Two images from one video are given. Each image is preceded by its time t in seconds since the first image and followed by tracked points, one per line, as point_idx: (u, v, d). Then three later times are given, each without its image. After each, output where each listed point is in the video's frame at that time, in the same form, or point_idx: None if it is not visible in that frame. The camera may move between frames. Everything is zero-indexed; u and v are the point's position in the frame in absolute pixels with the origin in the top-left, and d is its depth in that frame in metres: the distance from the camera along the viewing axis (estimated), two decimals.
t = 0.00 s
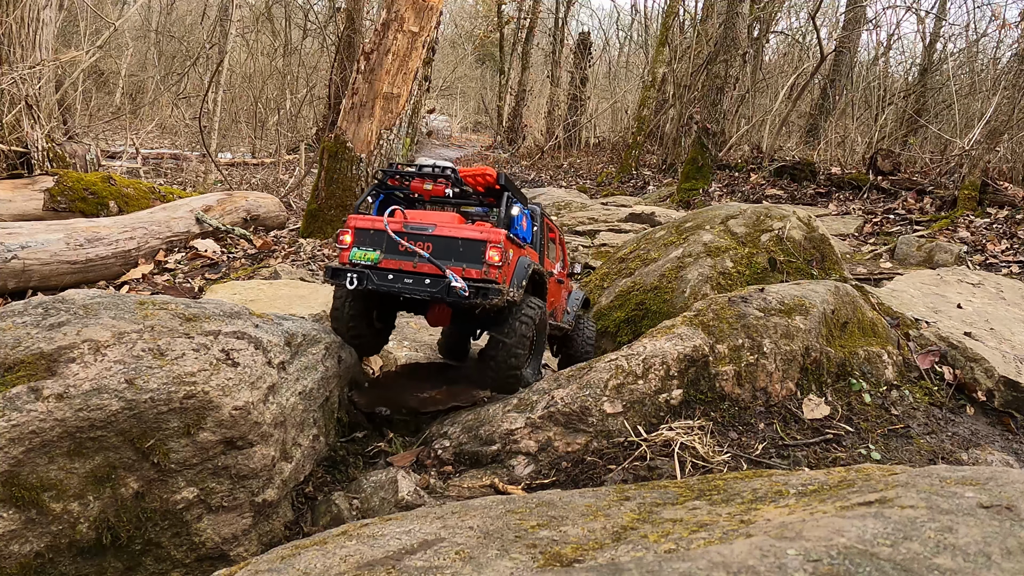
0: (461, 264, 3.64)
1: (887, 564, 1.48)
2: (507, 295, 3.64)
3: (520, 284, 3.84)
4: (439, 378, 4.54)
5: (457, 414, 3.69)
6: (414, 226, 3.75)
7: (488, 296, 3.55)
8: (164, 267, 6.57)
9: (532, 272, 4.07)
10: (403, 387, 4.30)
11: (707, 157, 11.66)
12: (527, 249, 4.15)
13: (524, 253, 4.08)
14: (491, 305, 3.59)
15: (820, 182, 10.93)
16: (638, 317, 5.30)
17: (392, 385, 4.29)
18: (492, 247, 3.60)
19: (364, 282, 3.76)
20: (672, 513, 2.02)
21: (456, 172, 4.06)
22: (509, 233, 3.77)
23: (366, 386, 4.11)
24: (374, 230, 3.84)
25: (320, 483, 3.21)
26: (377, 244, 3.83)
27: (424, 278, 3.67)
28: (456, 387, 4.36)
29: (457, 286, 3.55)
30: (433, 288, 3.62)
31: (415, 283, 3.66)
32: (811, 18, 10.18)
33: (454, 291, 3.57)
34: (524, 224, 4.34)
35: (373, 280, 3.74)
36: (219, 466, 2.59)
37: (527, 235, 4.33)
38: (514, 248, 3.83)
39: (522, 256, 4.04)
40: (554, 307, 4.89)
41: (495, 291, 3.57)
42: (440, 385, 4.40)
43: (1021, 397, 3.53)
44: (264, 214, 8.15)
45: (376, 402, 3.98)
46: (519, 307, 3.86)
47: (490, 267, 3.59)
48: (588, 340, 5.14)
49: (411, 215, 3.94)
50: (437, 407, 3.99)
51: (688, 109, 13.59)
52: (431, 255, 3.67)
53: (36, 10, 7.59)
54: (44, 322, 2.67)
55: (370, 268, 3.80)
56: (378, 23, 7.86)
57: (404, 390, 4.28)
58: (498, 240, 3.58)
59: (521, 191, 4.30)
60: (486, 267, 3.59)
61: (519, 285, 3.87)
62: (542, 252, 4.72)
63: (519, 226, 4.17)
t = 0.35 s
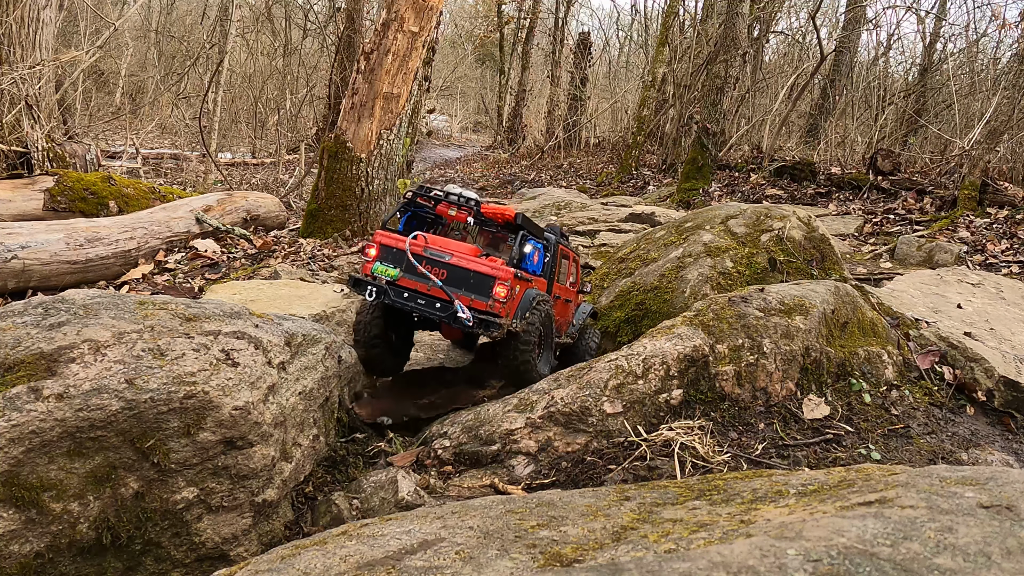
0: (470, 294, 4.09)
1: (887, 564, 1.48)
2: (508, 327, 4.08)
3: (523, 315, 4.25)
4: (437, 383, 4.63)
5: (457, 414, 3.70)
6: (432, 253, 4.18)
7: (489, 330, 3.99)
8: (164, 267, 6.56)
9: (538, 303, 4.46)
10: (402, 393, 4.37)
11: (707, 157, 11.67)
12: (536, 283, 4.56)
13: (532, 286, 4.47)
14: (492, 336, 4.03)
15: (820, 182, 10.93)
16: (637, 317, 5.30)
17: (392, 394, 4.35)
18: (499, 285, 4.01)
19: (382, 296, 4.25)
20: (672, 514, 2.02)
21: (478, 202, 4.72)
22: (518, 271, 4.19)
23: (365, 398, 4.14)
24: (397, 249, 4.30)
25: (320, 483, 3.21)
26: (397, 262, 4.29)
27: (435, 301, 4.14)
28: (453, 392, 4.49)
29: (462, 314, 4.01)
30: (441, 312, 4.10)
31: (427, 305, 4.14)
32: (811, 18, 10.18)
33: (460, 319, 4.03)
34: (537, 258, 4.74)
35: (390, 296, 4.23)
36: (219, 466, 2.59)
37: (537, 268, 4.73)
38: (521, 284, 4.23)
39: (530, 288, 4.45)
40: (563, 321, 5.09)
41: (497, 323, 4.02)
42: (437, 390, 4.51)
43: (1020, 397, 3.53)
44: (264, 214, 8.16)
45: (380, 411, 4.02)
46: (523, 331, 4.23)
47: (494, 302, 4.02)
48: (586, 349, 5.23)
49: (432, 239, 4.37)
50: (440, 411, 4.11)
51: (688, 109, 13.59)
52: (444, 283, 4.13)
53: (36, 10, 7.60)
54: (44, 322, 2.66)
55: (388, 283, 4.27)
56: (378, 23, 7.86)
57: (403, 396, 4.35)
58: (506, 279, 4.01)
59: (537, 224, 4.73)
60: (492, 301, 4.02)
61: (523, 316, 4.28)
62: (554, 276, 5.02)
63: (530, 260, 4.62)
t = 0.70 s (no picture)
0: (468, 312, 4.40)
1: (887, 564, 1.48)
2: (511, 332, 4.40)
3: (521, 316, 4.55)
4: (435, 387, 4.63)
5: (457, 414, 3.71)
6: (426, 284, 4.48)
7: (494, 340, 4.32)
8: (164, 267, 6.56)
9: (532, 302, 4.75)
10: (400, 400, 4.33)
11: (707, 158, 11.73)
12: (524, 283, 4.86)
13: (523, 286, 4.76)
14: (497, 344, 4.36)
15: (820, 182, 10.93)
16: (637, 317, 5.30)
17: (392, 399, 4.33)
18: (492, 298, 4.31)
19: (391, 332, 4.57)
20: (672, 513, 2.02)
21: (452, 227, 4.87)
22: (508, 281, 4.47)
23: (364, 407, 4.06)
24: (392, 288, 4.60)
25: (320, 482, 3.20)
26: (395, 299, 4.59)
27: (440, 326, 4.46)
28: (451, 395, 4.48)
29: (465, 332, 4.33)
30: (449, 334, 4.42)
31: (433, 332, 4.45)
32: (811, 18, 10.18)
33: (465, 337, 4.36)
34: (518, 261, 5.07)
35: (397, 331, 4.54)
36: (219, 466, 2.59)
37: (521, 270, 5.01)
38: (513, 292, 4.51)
39: (522, 288, 4.73)
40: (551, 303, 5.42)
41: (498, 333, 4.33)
42: (434, 394, 4.49)
43: (1021, 397, 3.53)
44: (264, 214, 8.17)
45: (382, 418, 3.97)
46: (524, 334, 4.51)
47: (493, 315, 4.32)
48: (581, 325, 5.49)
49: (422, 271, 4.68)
50: (440, 413, 4.09)
51: (688, 109, 13.60)
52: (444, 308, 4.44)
53: (36, 10, 7.60)
54: (44, 322, 2.66)
55: (393, 320, 4.59)
56: (378, 23, 7.86)
57: (401, 403, 4.31)
58: (497, 292, 4.29)
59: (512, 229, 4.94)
60: (489, 315, 4.32)
61: (520, 317, 4.56)
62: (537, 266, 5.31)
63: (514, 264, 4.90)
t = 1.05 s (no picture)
0: (503, 312, 4.48)
1: (887, 565, 1.48)
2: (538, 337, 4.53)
3: (546, 323, 4.71)
4: (434, 385, 4.61)
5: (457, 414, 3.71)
6: (466, 281, 4.52)
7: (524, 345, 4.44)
8: (164, 267, 6.56)
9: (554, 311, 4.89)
10: (401, 397, 4.26)
11: (707, 158, 11.74)
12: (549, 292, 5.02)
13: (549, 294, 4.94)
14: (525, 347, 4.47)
15: (820, 182, 10.93)
16: (637, 317, 5.29)
17: (390, 397, 4.26)
18: (528, 303, 4.43)
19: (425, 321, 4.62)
20: (672, 513, 2.02)
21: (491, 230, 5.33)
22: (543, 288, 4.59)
23: (366, 406, 3.98)
24: (432, 279, 4.61)
25: (320, 483, 3.19)
26: (433, 290, 4.61)
27: (473, 323, 4.53)
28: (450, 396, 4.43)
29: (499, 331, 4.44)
30: (480, 332, 4.51)
31: (466, 327, 4.52)
32: (811, 18, 10.18)
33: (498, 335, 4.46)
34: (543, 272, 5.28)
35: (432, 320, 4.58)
36: (219, 466, 2.58)
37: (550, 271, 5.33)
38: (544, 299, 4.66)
39: (547, 297, 4.87)
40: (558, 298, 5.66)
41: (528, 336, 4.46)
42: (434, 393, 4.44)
43: (1021, 397, 3.53)
44: (264, 214, 8.18)
45: (382, 418, 3.90)
46: (547, 337, 4.66)
47: (526, 318, 4.43)
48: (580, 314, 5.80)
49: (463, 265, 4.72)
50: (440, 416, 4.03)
51: (688, 109, 13.61)
52: (480, 307, 4.50)
53: (36, 10, 7.60)
54: (44, 322, 2.66)
55: (428, 309, 4.62)
56: (378, 23, 7.86)
57: (402, 401, 4.25)
58: (535, 298, 4.41)
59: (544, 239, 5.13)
60: (523, 318, 4.43)
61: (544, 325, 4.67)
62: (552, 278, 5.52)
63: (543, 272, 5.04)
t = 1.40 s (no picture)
0: (540, 332, 4.84)
1: (887, 564, 1.48)
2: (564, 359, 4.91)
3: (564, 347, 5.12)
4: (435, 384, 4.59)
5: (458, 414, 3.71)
6: (511, 298, 4.86)
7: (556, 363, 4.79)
8: (164, 267, 6.56)
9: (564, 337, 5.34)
10: (402, 394, 4.27)
11: (707, 158, 11.74)
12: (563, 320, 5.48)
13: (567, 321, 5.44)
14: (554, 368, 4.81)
15: (820, 182, 10.94)
16: (638, 317, 5.28)
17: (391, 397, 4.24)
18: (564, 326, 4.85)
19: (468, 332, 4.84)
20: (672, 513, 2.02)
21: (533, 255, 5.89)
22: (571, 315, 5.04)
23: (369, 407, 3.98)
24: (479, 293, 4.89)
25: (320, 483, 3.19)
26: (479, 305, 4.88)
27: (512, 339, 4.84)
28: (450, 394, 4.46)
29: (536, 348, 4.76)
30: (517, 348, 4.81)
31: (506, 342, 4.81)
32: (811, 18, 10.18)
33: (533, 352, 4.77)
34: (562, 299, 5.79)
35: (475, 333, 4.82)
36: (219, 466, 2.58)
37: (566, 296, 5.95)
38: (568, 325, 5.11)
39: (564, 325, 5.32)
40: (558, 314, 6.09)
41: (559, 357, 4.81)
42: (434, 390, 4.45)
43: (1020, 397, 3.53)
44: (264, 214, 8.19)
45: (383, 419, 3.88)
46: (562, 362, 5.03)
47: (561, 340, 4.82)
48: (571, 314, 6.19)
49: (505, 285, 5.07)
50: (441, 416, 4.05)
51: (688, 108, 13.61)
52: (521, 324, 4.83)
53: (36, 10, 7.59)
54: (44, 322, 2.66)
55: (472, 322, 4.86)
56: (378, 23, 7.85)
57: (405, 399, 4.26)
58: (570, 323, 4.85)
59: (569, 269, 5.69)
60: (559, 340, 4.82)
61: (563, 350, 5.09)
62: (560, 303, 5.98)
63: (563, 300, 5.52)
